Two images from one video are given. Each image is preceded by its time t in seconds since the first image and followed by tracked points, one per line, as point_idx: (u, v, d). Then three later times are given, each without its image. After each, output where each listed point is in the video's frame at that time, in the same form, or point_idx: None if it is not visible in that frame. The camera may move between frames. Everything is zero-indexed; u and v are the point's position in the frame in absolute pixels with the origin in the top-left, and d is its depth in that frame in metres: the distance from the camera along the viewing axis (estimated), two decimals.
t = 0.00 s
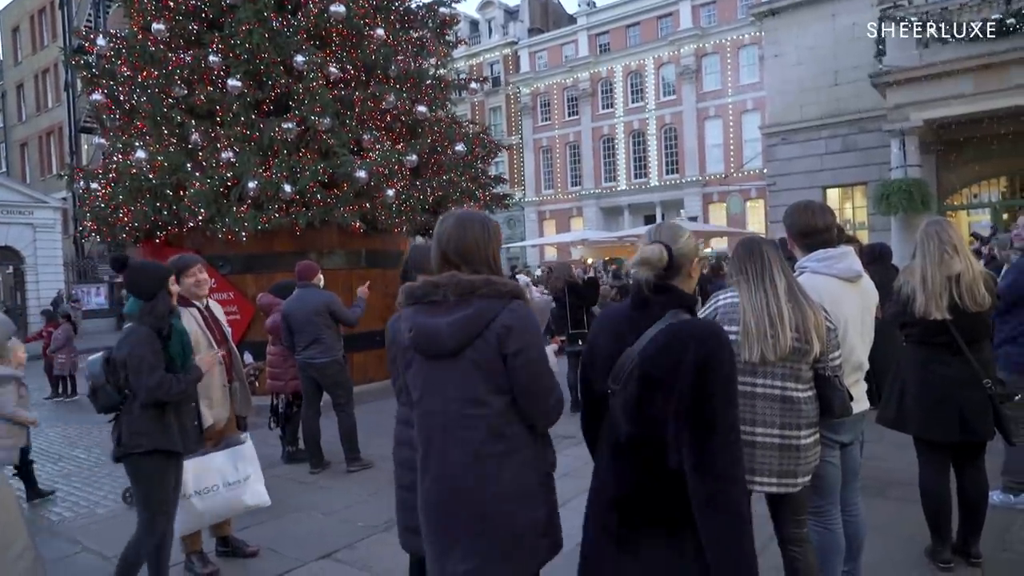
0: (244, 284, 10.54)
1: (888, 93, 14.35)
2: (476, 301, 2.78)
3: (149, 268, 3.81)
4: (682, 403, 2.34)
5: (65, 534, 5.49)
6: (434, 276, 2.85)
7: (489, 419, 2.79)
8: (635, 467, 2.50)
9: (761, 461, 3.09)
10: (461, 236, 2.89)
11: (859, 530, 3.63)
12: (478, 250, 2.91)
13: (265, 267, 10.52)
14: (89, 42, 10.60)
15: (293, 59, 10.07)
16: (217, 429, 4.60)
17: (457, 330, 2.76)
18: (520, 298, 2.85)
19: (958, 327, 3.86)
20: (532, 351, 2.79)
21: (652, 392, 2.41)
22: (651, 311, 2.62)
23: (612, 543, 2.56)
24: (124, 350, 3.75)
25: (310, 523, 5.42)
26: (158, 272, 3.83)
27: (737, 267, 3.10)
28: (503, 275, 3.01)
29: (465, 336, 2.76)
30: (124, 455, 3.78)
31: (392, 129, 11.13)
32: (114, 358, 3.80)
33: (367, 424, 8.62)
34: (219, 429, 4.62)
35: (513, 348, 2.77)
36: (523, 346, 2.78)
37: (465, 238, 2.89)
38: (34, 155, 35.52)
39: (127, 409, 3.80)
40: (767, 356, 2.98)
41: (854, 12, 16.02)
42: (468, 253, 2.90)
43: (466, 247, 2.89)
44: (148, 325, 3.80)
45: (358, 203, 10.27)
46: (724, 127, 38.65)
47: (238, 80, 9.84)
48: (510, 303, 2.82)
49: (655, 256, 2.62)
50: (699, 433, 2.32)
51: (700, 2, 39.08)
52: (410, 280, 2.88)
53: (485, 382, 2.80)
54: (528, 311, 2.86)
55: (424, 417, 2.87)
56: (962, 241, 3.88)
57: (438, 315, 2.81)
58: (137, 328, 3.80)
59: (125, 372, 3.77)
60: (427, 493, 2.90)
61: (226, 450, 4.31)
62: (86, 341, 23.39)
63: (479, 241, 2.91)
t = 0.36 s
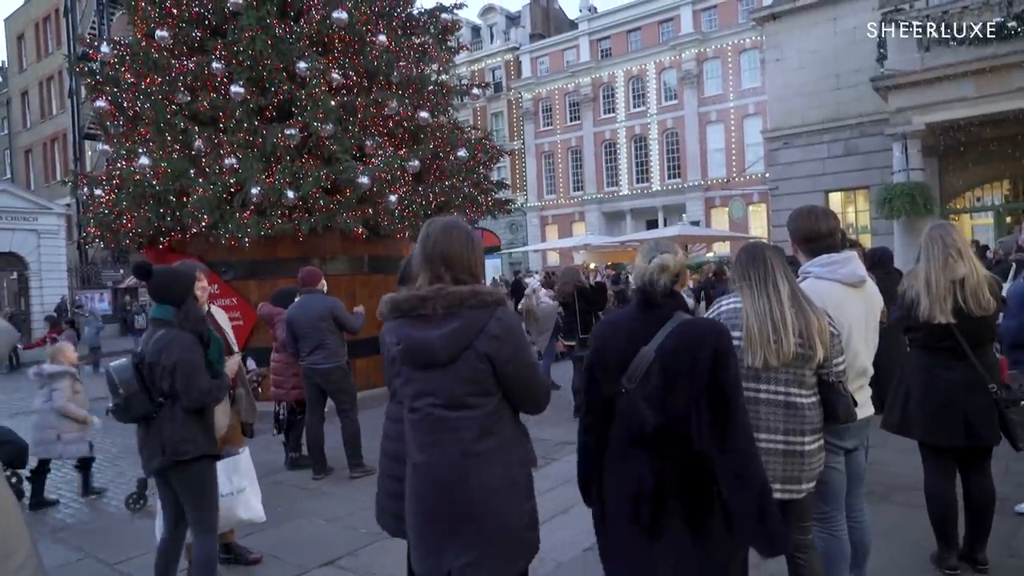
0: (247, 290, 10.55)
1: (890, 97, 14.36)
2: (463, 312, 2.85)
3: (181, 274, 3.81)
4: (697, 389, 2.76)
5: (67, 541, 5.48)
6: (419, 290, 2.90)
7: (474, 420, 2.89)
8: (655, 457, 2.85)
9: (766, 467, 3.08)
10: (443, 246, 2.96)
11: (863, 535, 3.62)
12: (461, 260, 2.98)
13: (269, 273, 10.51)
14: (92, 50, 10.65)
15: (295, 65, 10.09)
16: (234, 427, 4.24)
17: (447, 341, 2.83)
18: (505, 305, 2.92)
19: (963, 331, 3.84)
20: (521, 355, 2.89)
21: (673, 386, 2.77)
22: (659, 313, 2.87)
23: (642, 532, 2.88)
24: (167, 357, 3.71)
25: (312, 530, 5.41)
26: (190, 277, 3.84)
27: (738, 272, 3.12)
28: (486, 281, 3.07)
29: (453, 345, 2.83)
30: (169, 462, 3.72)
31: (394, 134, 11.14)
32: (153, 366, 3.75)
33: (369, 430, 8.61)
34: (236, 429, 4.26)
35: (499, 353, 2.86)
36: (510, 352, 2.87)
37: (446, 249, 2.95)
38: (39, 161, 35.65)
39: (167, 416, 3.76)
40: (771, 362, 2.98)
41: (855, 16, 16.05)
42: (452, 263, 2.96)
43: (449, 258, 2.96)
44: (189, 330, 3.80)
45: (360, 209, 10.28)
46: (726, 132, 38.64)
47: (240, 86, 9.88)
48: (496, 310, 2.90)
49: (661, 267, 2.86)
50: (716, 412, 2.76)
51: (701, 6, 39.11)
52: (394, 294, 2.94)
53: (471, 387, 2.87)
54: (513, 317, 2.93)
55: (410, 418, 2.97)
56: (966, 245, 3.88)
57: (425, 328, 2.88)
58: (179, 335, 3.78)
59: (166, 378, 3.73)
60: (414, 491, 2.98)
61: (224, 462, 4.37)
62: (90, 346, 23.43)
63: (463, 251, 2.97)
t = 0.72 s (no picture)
0: (251, 303, 10.55)
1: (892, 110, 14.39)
2: (453, 326, 2.96)
3: (206, 285, 3.85)
4: (661, 399, 2.80)
5: (70, 556, 5.46)
6: (412, 306, 3.01)
7: (467, 428, 3.02)
8: (621, 461, 2.91)
9: (771, 483, 3.05)
10: (432, 265, 3.07)
11: (872, 552, 3.59)
12: (452, 277, 3.09)
13: (273, 285, 10.52)
14: (100, 65, 10.79)
15: (301, 80, 10.15)
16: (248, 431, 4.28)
17: (439, 354, 2.95)
18: (494, 318, 3.03)
19: (968, 345, 3.82)
20: (509, 366, 3.02)
21: (639, 396, 2.81)
22: (631, 330, 2.97)
23: (617, 531, 2.95)
24: (208, 367, 3.72)
25: (315, 545, 5.39)
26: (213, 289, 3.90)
27: (743, 286, 3.14)
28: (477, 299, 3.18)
29: (445, 357, 2.95)
30: (213, 473, 3.71)
31: (399, 148, 11.18)
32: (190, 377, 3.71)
33: (373, 443, 8.59)
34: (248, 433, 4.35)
35: (488, 366, 2.99)
36: (500, 364, 2.99)
37: (436, 268, 3.06)
38: (45, 175, 35.82)
39: (205, 426, 3.74)
40: (776, 377, 2.97)
41: (857, 30, 16.14)
42: (443, 281, 3.08)
43: (440, 276, 3.07)
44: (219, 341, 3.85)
45: (365, 222, 10.31)
46: (729, 145, 38.71)
47: (246, 101, 9.96)
48: (485, 324, 3.01)
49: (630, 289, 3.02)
50: (679, 420, 2.82)
51: (703, 20, 39.29)
52: (387, 310, 3.06)
53: (464, 398, 3.00)
54: (502, 331, 3.05)
55: (406, 426, 3.13)
56: (972, 259, 3.88)
57: (417, 341, 3.00)
58: (216, 344, 3.81)
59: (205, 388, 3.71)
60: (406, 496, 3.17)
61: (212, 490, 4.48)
62: (95, 359, 23.44)
63: (454, 269, 3.09)
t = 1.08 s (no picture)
0: (256, 318, 10.45)
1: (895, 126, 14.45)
2: (488, 346, 3.11)
3: (207, 303, 3.82)
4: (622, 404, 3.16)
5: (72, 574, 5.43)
6: (449, 326, 3.15)
7: (496, 442, 3.15)
8: (591, 460, 3.29)
9: (778, 501, 3.03)
10: (466, 288, 3.20)
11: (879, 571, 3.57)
12: (484, 299, 3.22)
13: (278, 302, 10.50)
14: (108, 84, 10.89)
15: (306, 98, 10.24)
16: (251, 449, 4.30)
17: (476, 372, 3.09)
18: (525, 341, 3.18)
19: (975, 362, 3.80)
20: (536, 388, 3.17)
21: (605, 399, 3.21)
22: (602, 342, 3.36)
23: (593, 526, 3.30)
24: (213, 387, 3.69)
25: (319, 563, 5.35)
26: (215, 307, 3.87)
27: (748, 302, 3.16)
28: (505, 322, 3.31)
29: (481, 376, 3.09)
30: (221, 492, 3.72)
31: (403, 165, 11.25)
32: (196, 398, 3.68)
33: (377, 460, 8.57)
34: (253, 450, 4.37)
35: (519, 386, 3.14)
36: (531, 384, 3.14)
37: (468, 290, 3.20)
38: (52, 192, 36.03)
39: (214, 446, 3.73)
40: (781, 395, 2.97)
41: (859, 47, 16.24)
42: (476, 304, 3.21)
43: (473, 298, 3.20)
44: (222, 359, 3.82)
45: (370, 238, 10.33)
46: (732, 160, 38.82)
47: (252, 118, 10.05)
48: (516, 346, 3.16)
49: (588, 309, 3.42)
50: (637, 426, 3.13)
51: (706, 37, 39.51)
52: (423, 328, 3.19)
53: (495, 415, 3.14)
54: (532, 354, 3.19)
55: (434, 439, 3.24)
56: (977, 275, 3.88)
57: (453, 359, 3.13)
58: (223, 364, 3.79)
59: (211, 408, 3.70)
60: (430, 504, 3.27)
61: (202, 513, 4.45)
62: (99, 375, 23.47)
63: (485, 291, 3.22)
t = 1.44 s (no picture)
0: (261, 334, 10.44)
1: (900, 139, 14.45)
2: (507, 359, 3.50)
3: (204, 320, 3.77)
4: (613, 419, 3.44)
5: None
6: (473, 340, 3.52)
7: (510, 448, 3.49)
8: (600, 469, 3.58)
9: (790, 520, 3.00)
10: (487, 310, 3.61)
11: None
12: (499, 319, 3.61)
13: (284, 317, 10.48)
14: (116, 101, 10.98)
15: (312, 114, 10.28)
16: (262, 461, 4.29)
17: (497, 381, 3.45)
18: (536, 358, 3.60)
19: (986, 378, 3.77)
20: (543, 401, 3.57)
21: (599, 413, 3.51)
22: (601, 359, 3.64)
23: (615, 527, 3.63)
24: (211, 406, 3.66)
25: None
26: (213, 324, 3.82)
27: (757, 318, 3.15)
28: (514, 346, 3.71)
29: (502, 384, 3.46)
30: (227, 508, 3.71)
31: (409, 180, 11.27)
32: (195, 417, 3.67)
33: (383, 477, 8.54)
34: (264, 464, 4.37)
35: (532, 396, 3.53)
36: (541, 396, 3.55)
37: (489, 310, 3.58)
38: (60, 208, 36.24)
39: (219, 461, 3.72)
40: (794, 413, 2.95)
41: (863, 61, 16.26)
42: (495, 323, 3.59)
43: (493, 318, 3.60)
44: (221, 376, 3.77)
45: (375, 253, 10.34)
46: (737, 174, 38.84)
47: (259, 135, 10.12)
48: (527, 361, 3.57)
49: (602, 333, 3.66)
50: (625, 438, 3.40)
51: (710, 52, 39.64)
52: (449, 343, 3.56)
53: (513, 421, 3.51)
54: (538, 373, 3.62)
55: (455, 445, 3.52)
56: (988, 292, 3.85)
57: (475, 368, 3.49)
58: (223, 379, 3.76)
59: (211, 425, 3.68)
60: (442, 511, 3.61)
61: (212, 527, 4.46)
62: (105, 390, 23.48)
63: (499, 312, 3.62)
